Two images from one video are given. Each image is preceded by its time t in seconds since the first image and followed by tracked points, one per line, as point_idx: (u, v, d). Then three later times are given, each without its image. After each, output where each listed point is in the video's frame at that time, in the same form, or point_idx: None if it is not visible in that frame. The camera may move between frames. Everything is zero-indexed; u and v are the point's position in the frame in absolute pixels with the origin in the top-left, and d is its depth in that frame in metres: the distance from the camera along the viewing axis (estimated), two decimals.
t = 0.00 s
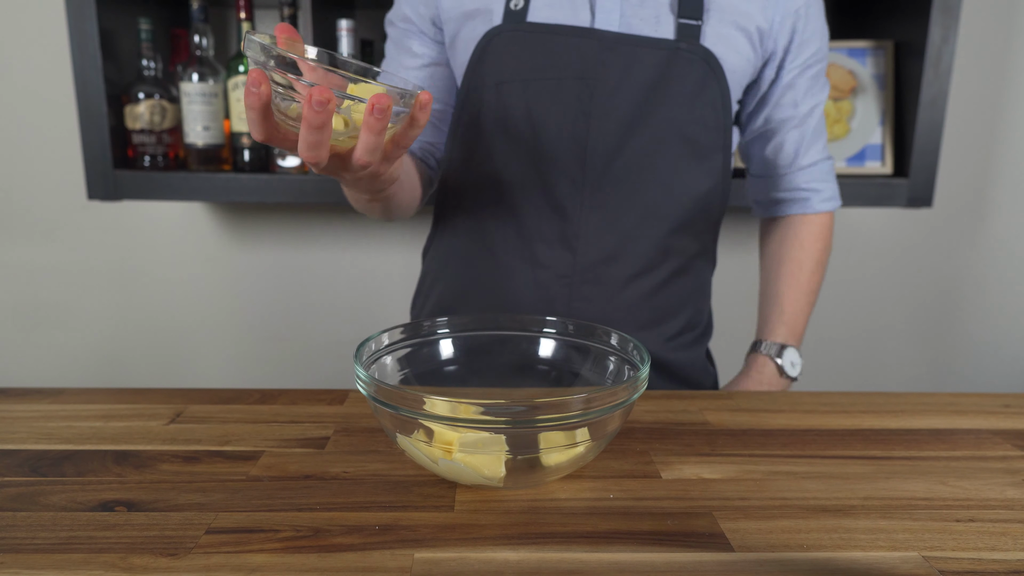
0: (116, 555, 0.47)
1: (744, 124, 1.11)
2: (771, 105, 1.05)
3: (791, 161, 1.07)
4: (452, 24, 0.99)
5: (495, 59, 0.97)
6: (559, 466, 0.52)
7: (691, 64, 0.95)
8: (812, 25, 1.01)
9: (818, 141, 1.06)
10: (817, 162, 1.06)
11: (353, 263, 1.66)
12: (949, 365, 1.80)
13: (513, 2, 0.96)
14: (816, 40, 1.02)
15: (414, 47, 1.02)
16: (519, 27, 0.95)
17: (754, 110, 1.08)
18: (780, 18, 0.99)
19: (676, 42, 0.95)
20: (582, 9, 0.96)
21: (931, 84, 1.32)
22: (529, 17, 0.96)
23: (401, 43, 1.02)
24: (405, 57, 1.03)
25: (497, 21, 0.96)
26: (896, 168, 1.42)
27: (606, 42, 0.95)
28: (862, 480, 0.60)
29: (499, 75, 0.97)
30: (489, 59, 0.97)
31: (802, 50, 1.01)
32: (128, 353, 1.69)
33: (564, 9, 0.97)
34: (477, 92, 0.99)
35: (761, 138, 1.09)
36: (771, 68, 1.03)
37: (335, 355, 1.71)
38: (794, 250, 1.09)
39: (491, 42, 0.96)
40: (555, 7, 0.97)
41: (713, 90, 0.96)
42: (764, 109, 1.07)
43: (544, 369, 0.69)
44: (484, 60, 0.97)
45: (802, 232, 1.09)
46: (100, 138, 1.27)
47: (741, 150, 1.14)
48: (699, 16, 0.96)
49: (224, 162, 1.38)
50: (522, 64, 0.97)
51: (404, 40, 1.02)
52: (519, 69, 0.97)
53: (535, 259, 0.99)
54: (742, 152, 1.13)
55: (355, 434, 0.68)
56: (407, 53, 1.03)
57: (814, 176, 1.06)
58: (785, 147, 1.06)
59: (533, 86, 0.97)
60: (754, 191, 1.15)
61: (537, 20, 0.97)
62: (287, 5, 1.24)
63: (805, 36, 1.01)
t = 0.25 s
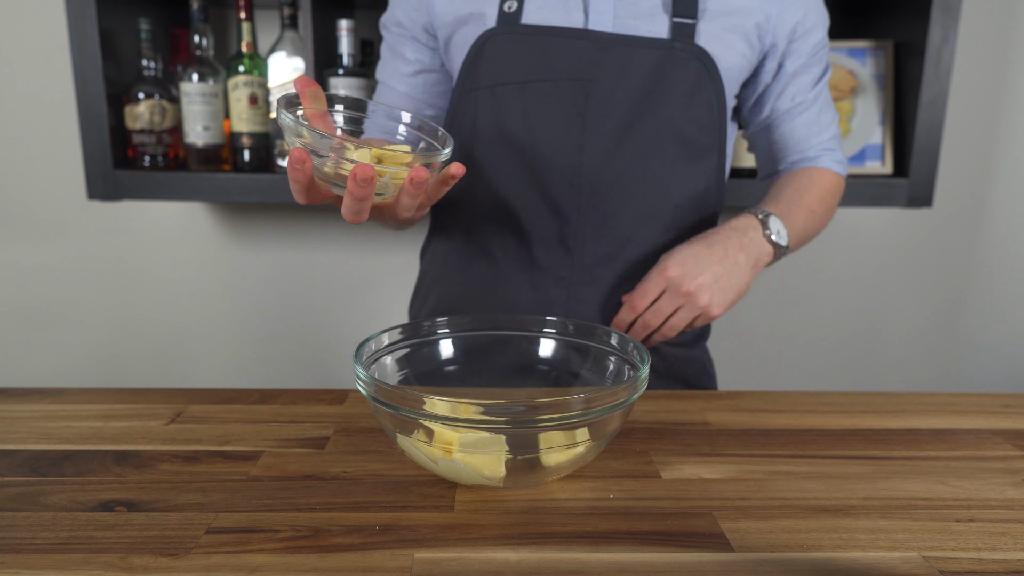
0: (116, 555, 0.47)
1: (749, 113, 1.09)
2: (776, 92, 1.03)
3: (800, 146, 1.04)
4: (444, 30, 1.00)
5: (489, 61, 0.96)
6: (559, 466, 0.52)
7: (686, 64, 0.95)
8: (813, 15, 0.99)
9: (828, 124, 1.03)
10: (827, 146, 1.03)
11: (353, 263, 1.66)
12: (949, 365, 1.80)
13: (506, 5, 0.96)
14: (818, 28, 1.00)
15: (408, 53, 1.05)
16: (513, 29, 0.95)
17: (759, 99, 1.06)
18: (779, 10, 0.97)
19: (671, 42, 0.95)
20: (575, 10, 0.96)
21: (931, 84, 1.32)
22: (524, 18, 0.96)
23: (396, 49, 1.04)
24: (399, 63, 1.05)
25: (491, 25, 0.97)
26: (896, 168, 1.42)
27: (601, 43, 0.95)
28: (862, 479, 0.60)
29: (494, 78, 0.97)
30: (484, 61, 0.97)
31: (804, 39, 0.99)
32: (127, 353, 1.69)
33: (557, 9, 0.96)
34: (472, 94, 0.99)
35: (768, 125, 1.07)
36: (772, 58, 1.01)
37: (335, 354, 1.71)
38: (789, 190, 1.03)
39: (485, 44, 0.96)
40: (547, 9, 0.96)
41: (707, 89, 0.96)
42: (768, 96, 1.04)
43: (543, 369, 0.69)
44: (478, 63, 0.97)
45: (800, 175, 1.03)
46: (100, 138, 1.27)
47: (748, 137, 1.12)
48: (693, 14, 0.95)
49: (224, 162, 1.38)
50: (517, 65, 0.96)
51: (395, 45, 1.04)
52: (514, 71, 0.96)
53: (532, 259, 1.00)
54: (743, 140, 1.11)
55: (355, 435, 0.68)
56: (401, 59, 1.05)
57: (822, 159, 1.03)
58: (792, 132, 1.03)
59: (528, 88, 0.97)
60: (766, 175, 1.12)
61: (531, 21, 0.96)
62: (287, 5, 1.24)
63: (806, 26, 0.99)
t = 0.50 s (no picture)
0: (116, 555, 0.46)
1: (731, 115, 1.09)
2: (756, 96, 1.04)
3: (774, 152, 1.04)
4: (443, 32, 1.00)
5: (484, 64, 0.97)
6: (559, 466, 0.52)
7: (679, 63, 0.96)
8: (801, 18, 0.99)
9: (806, 133, 1.03)
10: (800, 155, 1.03)
11: (353, 263, 1.66)
12: (948, 366, 1.80)
13: (501, 6, 0.96)
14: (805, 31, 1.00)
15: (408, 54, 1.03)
16: (508, 30, 0.96)
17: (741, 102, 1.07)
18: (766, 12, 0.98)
19: (665, 42, 0.95)
20: (568, 12, 0.96)
21: (931, 84, 1.32)
22: (518, 20, 0.97)
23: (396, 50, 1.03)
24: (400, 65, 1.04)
25: (485, 26, 0.97)
26: (896, 168, 1.42)
27: (595, 43, 0.95)
28: (863, 480, 0.60)
29: (489, 78, 0.97)
30: (479, 63, 0.97)
31: (790, 41, 1.00)
32: (127, 353, 1.69)
33: (550, 10, 0.96)
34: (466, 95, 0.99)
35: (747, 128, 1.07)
36: (757, 60, 1.02)
37: (335, 354, 1.71)
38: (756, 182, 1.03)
39: (480, 45, 0.97)
40: (542, 10, 0.96)
41: (699, 88, 0.97)
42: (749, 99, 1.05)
43: (543, 369, 0.69)
44: (474, 64, 0.98)
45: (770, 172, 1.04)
46: (100, 138, 1.27)
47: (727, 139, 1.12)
48: (687, 14, 0.95)
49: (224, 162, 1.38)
50: (511, 66, 0.97)
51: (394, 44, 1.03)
52: (509, 71, 0.97)
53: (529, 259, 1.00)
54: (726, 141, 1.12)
55: (355, 435, 0.68)
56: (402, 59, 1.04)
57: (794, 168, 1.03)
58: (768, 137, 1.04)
59: (523, 87, 0.97)
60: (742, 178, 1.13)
61: (526, 23, 0.97)
62: (287, 6, 1.24)
63: (792, 28, 0.99)
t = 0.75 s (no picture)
0: (116, 555, 0.46)
1: (738, 122, 1.10)
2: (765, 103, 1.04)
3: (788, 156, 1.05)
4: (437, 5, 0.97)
5: (484, 62, 0.97)
6: (559, 466, 0.52)
7: (679, 64, 0.96)
8: (804, 25, 1.00)
9: (818, 136, 1.04)
10: (814, 158, 1.04)
11: (352, 264, 1.66)
12: (949, 366, 1.80)
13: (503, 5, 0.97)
14: (810, 37, 1.01)
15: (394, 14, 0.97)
16: (509, 29, 0.96)
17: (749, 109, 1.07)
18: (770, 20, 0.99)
19: (665, 43, 0.95)
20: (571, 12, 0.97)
21: (931, 83, 1.32)
22: (519, 19, 0.97)
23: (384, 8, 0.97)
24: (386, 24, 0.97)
25: (488, 25, 0.98)
26: (896, 168, 1.42)
27: (596, 43, 0.95)
28: (863, 480, 0.60)
29: (490, 77, 0.97)
30: (480, 62, 0.97)
31: (795, 49, 1.01)
32: (128, 353, 1.69)
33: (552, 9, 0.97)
34: (466, 94, 0.98)
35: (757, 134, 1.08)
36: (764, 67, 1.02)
37: (336, 354, 1.71)
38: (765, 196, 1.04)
39: (481, 45, 0.97)
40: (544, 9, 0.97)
41: (700, 88, 0.96)
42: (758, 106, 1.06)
43: (543, 369, 0.69)
44: (475, 63, 0.97)
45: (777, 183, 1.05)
46: (99, 138, 1.27)
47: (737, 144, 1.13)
48: (688, 17, 0.96)
49: (224, 162, 1.38)
50: (512, 65, 0.96)
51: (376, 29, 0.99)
52: (509, 71, 0.96)
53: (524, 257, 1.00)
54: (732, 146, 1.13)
55: (355, 435, 0.68)
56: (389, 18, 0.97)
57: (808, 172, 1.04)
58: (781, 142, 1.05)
59: (524, 86, 0.96)
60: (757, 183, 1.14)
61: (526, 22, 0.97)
62: (287, 6, 1.24)
63: (796, 36, 1.00)
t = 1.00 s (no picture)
0: (116, 555, 0.46)
1: (739, 135, 1.13)
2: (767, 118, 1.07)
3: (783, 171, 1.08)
4: None
5: (499, 61, 0.95)
6: (559, 466, 0.52)
7: (691, 70, 0.97)
8: (811, 44, 1.03)
9: (813, 154, 1.07)
10: (809, 176, 1.08)
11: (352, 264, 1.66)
12: (948, 366, 1.80)
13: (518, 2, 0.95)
14: (815, 57, 1.04)
15: None
16: (524, 28, 0.94)
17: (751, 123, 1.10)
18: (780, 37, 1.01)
19: (679, 51, 0.96)
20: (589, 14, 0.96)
21: (931, 84, 1.32)
22: (535, 16, 0.95)
23: None
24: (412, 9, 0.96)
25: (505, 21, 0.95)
26: (896, 168, 1.42)
27: (611, 46, 0.95)
28: (863, 480, 0.60)
29: (504, 76, 0.96)
30: (495, 60, 0.96)
31: (800, 67, 1.03)
32: (128, 353, 1.69)
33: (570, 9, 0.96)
34: (478, 92, 0.97)
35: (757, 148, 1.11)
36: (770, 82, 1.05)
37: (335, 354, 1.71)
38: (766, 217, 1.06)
39: (497, 43, 0.95)
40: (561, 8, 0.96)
41: (711, 95, 0.98)
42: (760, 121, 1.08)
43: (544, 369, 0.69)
44: (491, 61, 0.96)
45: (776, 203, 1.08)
46: (99, 138, 1.27)
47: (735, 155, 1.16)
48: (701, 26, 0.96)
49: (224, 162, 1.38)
50: (527, 65, 0.95)
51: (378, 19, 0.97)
52: (524, 70, 0.95)
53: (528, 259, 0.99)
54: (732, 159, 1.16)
55: (355, 435, 0.68)
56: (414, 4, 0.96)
57: (801, 189, 1.07)
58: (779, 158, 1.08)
59: (538, 87, 0.96)
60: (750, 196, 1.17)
61: (544, 20, 0.95)
62: (287, 6, 1.24)
63: (803, 54, 1.03)
